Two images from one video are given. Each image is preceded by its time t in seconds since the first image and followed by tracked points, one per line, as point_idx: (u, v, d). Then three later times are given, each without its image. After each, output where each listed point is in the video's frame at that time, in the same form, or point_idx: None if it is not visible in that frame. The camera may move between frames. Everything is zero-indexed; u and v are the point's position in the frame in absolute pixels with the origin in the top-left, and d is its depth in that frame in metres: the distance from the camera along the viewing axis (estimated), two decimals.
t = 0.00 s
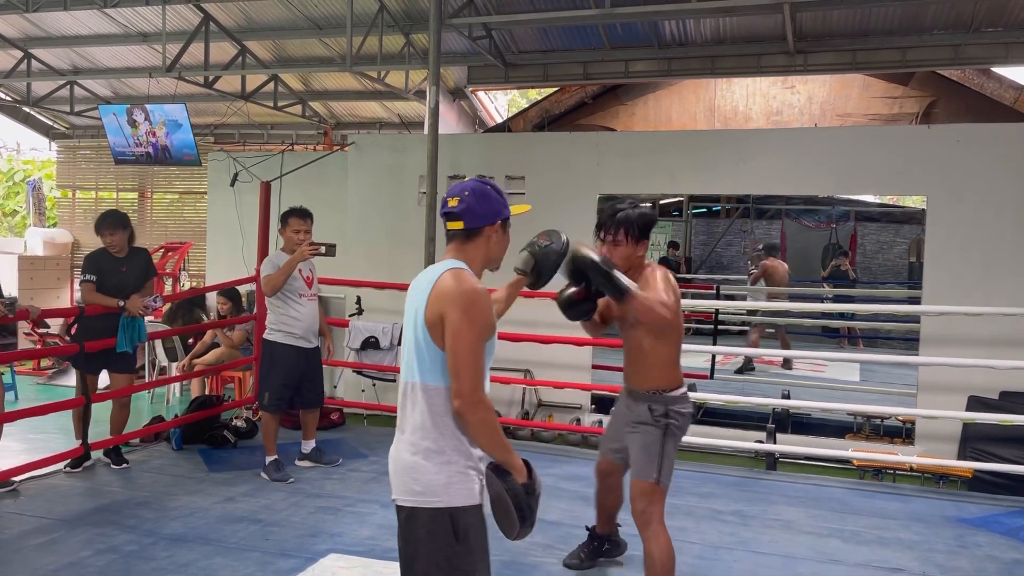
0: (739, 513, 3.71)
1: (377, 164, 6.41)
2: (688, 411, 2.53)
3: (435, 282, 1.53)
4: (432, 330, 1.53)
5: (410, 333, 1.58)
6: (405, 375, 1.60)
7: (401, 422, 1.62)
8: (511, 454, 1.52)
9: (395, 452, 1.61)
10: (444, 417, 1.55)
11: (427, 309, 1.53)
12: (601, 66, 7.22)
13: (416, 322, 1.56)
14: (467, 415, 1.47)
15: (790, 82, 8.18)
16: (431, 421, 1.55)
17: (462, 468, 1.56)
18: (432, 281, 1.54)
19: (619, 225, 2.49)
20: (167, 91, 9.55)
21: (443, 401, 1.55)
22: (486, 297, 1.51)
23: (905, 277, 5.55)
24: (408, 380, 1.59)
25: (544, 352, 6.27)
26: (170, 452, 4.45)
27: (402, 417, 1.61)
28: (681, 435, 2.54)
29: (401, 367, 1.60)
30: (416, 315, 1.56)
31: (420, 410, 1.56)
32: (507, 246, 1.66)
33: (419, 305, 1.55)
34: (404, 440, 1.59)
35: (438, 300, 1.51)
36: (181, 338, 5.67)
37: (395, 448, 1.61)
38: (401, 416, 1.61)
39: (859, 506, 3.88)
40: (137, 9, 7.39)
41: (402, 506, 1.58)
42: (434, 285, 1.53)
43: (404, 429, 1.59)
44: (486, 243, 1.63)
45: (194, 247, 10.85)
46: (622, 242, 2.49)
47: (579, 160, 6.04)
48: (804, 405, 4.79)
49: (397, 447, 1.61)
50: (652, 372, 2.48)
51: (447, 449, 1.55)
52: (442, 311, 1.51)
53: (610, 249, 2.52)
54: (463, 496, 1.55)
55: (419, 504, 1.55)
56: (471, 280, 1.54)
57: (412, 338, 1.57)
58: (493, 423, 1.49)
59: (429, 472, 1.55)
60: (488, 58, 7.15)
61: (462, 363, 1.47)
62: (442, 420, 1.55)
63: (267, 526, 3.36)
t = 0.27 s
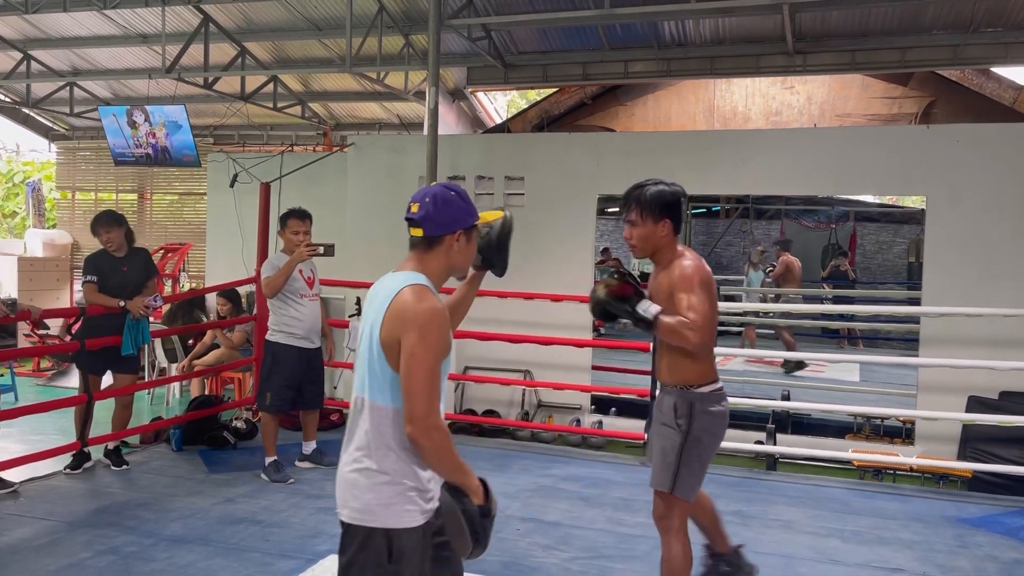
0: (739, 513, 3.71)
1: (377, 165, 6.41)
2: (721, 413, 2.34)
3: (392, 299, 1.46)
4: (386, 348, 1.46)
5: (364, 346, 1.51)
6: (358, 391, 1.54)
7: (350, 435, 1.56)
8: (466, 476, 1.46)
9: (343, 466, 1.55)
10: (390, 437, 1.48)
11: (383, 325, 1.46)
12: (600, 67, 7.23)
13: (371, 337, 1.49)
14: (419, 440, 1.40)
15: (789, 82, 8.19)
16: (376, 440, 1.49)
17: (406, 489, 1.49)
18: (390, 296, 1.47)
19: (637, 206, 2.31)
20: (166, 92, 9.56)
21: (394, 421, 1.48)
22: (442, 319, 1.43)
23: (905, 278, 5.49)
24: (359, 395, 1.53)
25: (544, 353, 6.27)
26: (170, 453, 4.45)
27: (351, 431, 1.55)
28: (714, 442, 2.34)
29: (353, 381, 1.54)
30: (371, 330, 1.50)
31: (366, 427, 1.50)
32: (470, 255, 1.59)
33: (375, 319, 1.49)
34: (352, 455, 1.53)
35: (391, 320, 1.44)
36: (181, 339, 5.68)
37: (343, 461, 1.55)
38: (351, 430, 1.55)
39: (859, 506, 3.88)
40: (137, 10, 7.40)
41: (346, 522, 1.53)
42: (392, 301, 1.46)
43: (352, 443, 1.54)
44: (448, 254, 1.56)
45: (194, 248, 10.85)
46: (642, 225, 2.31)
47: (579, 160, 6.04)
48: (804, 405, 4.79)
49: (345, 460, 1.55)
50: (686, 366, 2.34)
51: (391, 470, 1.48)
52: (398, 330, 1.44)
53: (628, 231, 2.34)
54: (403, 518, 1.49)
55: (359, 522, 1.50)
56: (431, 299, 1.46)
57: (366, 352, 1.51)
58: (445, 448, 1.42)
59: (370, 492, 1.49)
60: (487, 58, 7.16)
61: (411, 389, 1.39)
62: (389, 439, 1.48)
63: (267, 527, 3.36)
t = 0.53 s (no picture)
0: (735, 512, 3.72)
1: (373, 165, 6.41)
2: (768, 426, 2.33)
3: (358, 281, 1.49)
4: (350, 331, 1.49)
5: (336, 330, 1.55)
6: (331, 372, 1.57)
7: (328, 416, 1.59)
8: (424, 463, 1.45)
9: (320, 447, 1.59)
10: (355, 417, 1.50)
11: (348, 308, 1.49)
12: (596, 66, 7.23)
13: (340, 319, 1.52)
14: (372, 421, 1.41)
15: (784, 82, 8.20)
16: (343, 421, 1.51)
17: (374, 471, 1.50)
18: (356, 280, 1.50)
19: (684, 215, 2.34)
20: (161, 92, 9.53)
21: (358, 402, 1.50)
22: (402, 302, 1.45)
23: (898, 277, 5.52)
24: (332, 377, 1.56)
25: (540, 352, 6.27)
26: (166, 453, 4.43)
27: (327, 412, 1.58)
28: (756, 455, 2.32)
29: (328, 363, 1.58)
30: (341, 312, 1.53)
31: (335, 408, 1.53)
32: (447, 241, 1.59)
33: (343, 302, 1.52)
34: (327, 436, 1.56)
35: (353, 301, 1.47)
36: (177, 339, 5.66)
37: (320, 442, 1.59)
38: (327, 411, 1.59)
39: (856, 504, 3.89)
40: (132, 10, 7.37)
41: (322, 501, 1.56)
42: (357, 284, 1.49)
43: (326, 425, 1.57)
44: (420, 240, 1.58)
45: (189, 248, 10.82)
46: (689, 234, 2.34)
47: (576, 160, 6.05)
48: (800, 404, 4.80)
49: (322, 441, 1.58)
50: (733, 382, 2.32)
51: (357, 450, 1.50)
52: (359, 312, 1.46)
53: (674, 240, 2.37)
54: (369, 499, 1.50)
55: (330, 502, 1.52)
56: (396, 283, 1.48)
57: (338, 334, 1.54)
58: (399, 431, 1.41)
59: (337, 472, 1.51)
60: (484, 58, 7.16)
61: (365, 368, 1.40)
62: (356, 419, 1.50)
63: (264, 527, 3.36)
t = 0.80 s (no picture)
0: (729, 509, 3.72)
1: (366, 162, 6.40)
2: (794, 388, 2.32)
3: (355, 273, 1.55)
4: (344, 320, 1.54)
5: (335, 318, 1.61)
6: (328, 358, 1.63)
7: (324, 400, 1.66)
8: (398, 450, 1.46)
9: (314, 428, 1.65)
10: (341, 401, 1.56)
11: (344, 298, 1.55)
12: (589, 64, 7.23)
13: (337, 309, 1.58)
14: (353, 406, 1.45)
15: (777, 80, 8.21)
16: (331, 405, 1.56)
17: (355, 453, 1.55)
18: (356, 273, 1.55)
19: (715, 181, 2.33)
20: (153, 90, 9.49)
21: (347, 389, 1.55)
22: (389, 292, 1.49)
23: (888, 274, 5.77)
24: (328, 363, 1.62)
25: (534, 350, 6.27)
26: (159, 452, 4.42)
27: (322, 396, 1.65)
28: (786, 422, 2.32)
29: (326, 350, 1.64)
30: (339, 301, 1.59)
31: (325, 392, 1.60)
32: (450, 246, 1.60)
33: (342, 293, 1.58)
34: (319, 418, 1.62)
35: (346, 289, 1.53)
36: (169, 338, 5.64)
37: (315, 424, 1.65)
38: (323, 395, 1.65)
39: (848, 501, 3.90)
40: (123, 7, 7.33)
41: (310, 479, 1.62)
42: (355, 276, 1.55)
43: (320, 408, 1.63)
44: (423, 242, 1.60)
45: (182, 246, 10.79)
46: (721, 200, 2.33)
47: (569, 157, 6.04)
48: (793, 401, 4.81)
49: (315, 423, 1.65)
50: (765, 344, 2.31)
51: (342, 432, 1.56)
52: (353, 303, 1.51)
53: (706, 207, 2.36)
54: (348, 479, 1.55)
55: (313, 481, 1.58)
56: (390, 277, 1.52)
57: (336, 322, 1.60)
58: (373, 415, 1.44)
59: (321, 452, 1.57)
60: (477, 56, 7.15)
61: (349, 353, 1.45)
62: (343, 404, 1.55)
63: (257, 526, 3.35)
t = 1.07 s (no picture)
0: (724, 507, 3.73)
1: (362, 161, 6.39)
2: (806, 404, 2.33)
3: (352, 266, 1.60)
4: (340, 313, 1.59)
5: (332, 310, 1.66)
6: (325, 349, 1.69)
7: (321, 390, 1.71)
8: (390, 438, 1.54)
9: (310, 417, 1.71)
10: (335, 390, 1.61)
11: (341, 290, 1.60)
12: (584, 62, 7.23)
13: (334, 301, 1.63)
14: (346, 394, 1.50)
15: (773, 78, 8.20)
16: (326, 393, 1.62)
17: (347, 441, 1.61)
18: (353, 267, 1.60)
19: (724, 193, 2.34)
20: (149, 88, 9.48)
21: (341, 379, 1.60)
22: (383, 286, 1.53)
23: (886, 274, 5.78)
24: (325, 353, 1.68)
25: (530, 349, 6.27)
26: (154, 451, 4.42)
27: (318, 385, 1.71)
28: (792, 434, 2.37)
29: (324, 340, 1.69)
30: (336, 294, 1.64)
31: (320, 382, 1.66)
32: (450, 246, 1.65)
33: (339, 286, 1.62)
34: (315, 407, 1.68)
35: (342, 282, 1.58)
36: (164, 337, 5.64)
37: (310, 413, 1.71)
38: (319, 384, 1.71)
39: (844, 499, 3.91)
40: (118, 4, 7.32)
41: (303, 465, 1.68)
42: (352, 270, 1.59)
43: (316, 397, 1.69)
44: (425, 241, 1.64)
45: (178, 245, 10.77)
46: (727, 212, 2.34)
47: (566, 156, 6.04)
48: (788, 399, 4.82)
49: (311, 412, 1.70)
50: (762, 363, 2.29)
51: (335, 421, 1.62)
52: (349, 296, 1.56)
53: (713, 218, 2.37)
54: (339, 466, 1.60)
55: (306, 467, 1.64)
56: (385, 271, 1.56)
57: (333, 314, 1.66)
58: (368, 405, 1.50)
59: (315, 439, 1.63)
60: (472, 54, 7.15)
61: (343, 344, 1.50)
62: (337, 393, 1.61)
63: (252, 524, 3.35)
